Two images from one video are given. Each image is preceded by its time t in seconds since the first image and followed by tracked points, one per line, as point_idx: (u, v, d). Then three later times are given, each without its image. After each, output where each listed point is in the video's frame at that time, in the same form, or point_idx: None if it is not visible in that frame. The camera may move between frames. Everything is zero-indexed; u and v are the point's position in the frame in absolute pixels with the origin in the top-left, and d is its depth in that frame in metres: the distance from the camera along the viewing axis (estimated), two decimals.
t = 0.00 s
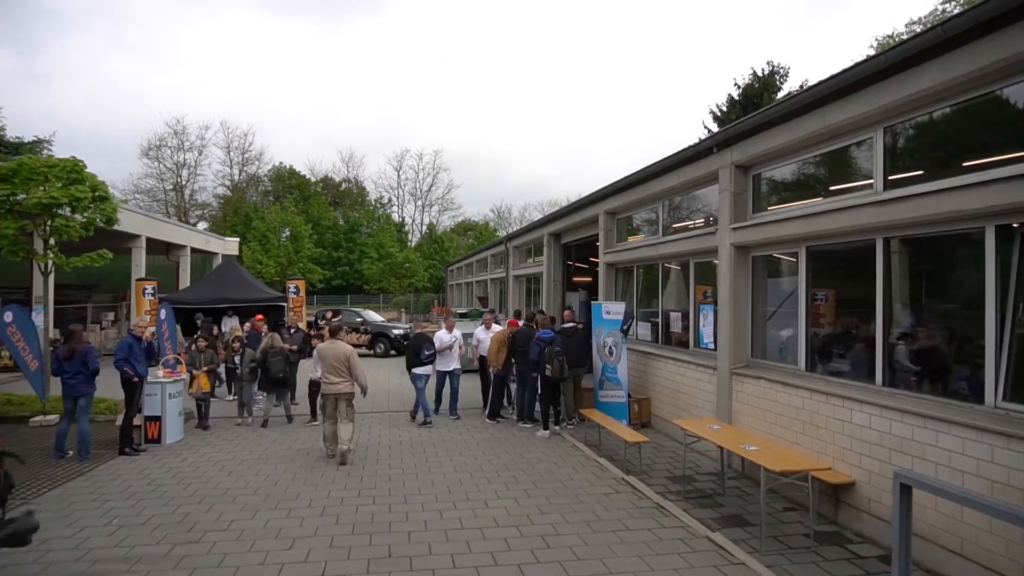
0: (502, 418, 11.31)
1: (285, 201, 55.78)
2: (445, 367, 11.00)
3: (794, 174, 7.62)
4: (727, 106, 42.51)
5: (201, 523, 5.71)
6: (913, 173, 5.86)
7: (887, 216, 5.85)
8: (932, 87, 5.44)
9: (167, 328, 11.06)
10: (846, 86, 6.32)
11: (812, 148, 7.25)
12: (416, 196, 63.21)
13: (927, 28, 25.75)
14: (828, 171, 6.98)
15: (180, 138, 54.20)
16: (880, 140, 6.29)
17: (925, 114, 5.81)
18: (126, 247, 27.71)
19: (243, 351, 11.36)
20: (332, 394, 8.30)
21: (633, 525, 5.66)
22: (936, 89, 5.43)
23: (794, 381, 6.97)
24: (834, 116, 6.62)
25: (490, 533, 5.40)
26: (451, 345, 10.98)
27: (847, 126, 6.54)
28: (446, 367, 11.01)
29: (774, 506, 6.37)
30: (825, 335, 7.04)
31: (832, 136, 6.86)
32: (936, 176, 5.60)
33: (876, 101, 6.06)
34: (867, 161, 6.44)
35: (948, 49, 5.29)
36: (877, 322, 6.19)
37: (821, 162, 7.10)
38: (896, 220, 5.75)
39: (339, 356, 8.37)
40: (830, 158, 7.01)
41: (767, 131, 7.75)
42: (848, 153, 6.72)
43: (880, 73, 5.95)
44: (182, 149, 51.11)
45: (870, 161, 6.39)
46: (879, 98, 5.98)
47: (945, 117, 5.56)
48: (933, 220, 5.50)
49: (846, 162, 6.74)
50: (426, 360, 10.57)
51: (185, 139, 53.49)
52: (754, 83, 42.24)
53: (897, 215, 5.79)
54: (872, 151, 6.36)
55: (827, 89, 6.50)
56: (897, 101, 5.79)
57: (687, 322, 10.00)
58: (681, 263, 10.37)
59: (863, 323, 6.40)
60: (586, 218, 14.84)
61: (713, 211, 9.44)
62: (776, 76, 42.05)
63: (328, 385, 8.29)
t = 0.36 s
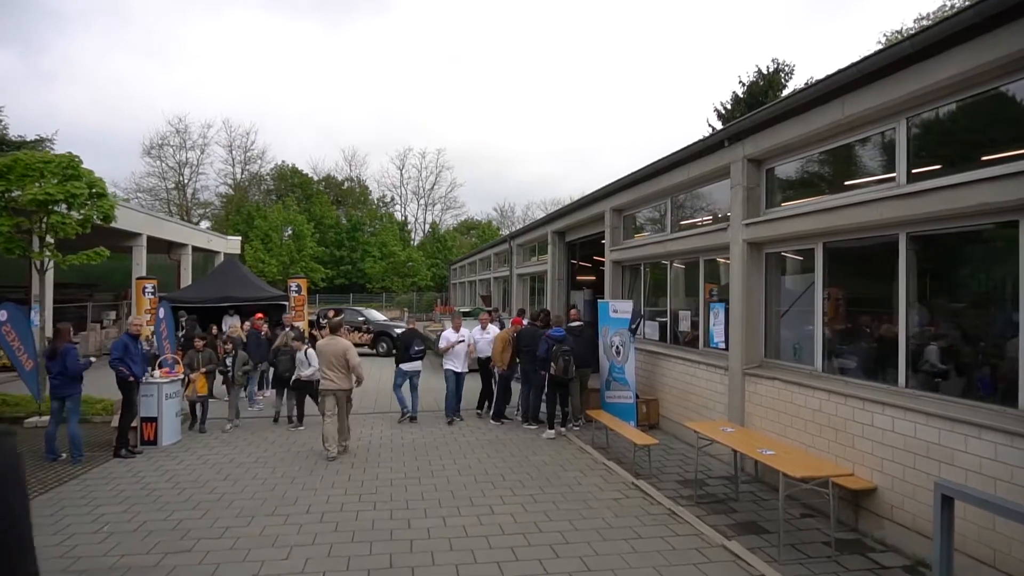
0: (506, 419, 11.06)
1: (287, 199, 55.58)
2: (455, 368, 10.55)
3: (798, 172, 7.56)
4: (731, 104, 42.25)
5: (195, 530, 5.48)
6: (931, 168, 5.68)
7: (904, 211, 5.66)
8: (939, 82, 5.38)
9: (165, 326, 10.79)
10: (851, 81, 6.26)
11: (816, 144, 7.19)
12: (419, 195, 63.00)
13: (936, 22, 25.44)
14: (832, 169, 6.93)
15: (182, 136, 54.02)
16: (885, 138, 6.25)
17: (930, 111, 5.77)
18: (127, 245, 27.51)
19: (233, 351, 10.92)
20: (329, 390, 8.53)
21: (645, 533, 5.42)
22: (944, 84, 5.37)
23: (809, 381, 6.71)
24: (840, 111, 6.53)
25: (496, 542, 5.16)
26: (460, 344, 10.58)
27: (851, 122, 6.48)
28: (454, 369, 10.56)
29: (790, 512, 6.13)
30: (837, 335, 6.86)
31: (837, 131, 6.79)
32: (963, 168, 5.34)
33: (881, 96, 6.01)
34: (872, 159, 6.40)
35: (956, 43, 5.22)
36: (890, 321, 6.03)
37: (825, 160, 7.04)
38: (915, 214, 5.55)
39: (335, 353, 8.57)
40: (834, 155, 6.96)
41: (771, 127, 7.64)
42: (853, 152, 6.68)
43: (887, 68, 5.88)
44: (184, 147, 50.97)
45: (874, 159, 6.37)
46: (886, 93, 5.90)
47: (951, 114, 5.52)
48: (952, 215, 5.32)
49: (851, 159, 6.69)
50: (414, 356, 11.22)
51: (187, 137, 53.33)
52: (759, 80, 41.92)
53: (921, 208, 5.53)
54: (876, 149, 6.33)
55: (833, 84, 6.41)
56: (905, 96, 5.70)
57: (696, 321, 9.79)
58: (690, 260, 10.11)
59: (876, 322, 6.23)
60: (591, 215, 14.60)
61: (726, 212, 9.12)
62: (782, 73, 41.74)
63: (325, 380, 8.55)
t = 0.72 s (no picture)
0: (510, 421, 10.83)
1: (289, 199, 55.40)
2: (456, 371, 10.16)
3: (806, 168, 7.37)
4: (734, 102, 41.98)
5: (185, 540, 5.26)
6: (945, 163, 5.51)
7: (913, 207, 5.53)
8: (945, 77, 5.28)
9: (161, 326, 10.55)
10: (856, 77, 6.16)
11: (823, 141, 7.05)
12: (421, 194, 62.81)
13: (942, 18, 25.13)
14: (836, 168, 6.83)
15: (184, 136, 53.88)
16: (889, 136, 6.16)
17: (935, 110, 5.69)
18: (127, 244, 27.33)
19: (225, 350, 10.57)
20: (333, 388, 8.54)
21: (656, 543, 5.19)
22: (949, 80, 5.29)
23: (824, 384, 6.45)
24: (845, 108, 6.43)
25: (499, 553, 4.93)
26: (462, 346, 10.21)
27: (856, 119, 6.38)
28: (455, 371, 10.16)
29: (805, 520, 5.89)
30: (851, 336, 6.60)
31: (840, 129, 6.71)
32: (988, 162, 5.09)
33: (883, 94, 5.94)
34: (876, 158, 6.32)
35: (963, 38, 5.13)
36: (900, 321, 5.88)
37: (828, 159, 6.95)
38: (932, 211, 5.35)
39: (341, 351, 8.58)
40: (837, 154, 6.88)
41: (775, 124, 7.51)
42: (857, 150, 6.59)
43: (891, 65, 5.79)
44: (186, 146, 50.79)
45: (878, 157, 6.28)
46: (901, 86, 5.70)
47: (957, 112, 5.43)
48: (962, 211, 5.21)
49: (855, 158, 6.59)
50: (397, 358, 11.20)
51: (189, 136, 53.18)
52: (763, 78, 41.66)
53: (943, 204, 5.28)
54: (880, 148, 6.24)
55: (846, 77, 6.21)
56: (910, 92, 5.62)
57: (703, 321, 9.55)
58: (697, 259, 9.86)
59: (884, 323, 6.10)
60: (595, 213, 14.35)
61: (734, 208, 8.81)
62: (786, 71, 41.49)
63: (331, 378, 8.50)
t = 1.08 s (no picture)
0: (513, 424, 10.59)
1: (291, 199, 55.24)
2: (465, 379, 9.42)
3: (820, 164, 7.10)
4: (738, 102, 41.77)
5: (175, 549, 5.03)
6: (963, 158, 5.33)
7: (919, 205, 5.43)
8: (954, 72, 5.18)
9: (157, 325, 10.36)
10: (865, 71, 6.02)
11: (840, 134, 6.78)
12: (424, 195, 62.64)
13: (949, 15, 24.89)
14: (847, 165, 6.66)
15: (186, 136, 53.74)
16: (894, 136, 6.11)
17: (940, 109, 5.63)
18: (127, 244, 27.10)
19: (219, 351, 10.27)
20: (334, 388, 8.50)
21: (668, 554, 4.94)
22: (955, 76, 5.21)
23: (841, 387, 6.20)
24: (861, 100, 6.22)
25: (502, 565, 4.68)
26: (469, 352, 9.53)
27: (869, 113, 6.22)
28: (462, 379, 9.43)
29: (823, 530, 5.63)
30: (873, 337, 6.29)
31: (846, 126, 6.63)
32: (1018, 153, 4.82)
33: (888, 90, 5.87)
34: (880, 157, 6.26)
35: (972, 33, 5.04)
36: (912, 323, 5.73)
37: (831, 158, 6.87)
38: (957, 205, 5.09)
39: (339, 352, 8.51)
40: (847, 150, 6.70)
41: (789, 117, 7.24)
42: (860, 151, 6.54)
43: (897, 61, 5.72)
44: (188, 146, 50.62)
45: (882, 156, 6.22)
46: (926, 74, 5.43)
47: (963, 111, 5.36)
48: (970, 209, 5.12)
49: (873, 151, 6.35)
50: (388, 357, 11.09)
51: (191, 136, 53.05)
52: (768, 78, 41.46)
53: (968, 198, 5.02)
54: (885, 147, 6.20)
55: (865, 67, 5.95)
56: (917, 88, 5.54)
57: (711, 322, 9.32)
58: (706, 258, 9.59)
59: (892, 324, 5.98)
60: (600, 212, 14.08)
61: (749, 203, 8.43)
62: (791, 70, 41.30)
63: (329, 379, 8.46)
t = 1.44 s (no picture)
0: (520, 427, 10.35)
1: (297, 199, 55.13)
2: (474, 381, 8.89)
3: (839, 159, 6.81)
4: (746, 100, 41.39)
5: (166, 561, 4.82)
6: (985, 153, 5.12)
7: (928, 203, 5.33)
8: (968, 68, 5.04)
9: (156, 326, 10.18)
10: (889, 61, 5.74)
11: (861, 128, 6.50)
12: (430, 194, 62.47)
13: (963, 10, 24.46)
14: (869, 159, 6.37)
15: (192, 136, 53.72)
16: (902, 135, 6.02)
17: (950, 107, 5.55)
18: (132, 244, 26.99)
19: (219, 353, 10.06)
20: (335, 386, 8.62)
21: (682, 568, 4.69)
22: (966, 73, 5.10)
23: (863, 391, 5.92)
24: (883, 92, 5.94)
25: None
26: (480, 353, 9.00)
27: (891, 106, 5.94)
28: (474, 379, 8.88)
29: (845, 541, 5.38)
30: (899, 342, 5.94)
31: (866, 119, 6.35)
32: None
33: (909, 83, 5.63)
34: (888, 156, 6.17)
35: (987, 28, 4.90)
36: (939, 325, 5.45)
37: (852, 152, 6.58)
38: (988, 201, 4.82)
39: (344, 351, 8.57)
40: (868, 144, 6.42)
41: (807, 111, 6.97)
42: (869, 149, 6.42)
43: (912, 55, 5.57)
44: (194, 146, 50.61)
45: (891, 155, 6.13)
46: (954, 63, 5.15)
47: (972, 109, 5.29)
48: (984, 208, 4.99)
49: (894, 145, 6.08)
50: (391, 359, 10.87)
51: (197, 136, 53.01)
52: (776, 76, 41.07)
53: (1000, 194, 4.74)
54: (893, 146, 6.10)
55: (888, 56, 5.67)
56: (929, 84, 5.41)
57: (723, 323, 9.06)
58: (718, 257, 9.32)
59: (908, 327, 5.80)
60: (609, 210, 13.81)
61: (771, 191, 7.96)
62: (799, 68, 40.90)
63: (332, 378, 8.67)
